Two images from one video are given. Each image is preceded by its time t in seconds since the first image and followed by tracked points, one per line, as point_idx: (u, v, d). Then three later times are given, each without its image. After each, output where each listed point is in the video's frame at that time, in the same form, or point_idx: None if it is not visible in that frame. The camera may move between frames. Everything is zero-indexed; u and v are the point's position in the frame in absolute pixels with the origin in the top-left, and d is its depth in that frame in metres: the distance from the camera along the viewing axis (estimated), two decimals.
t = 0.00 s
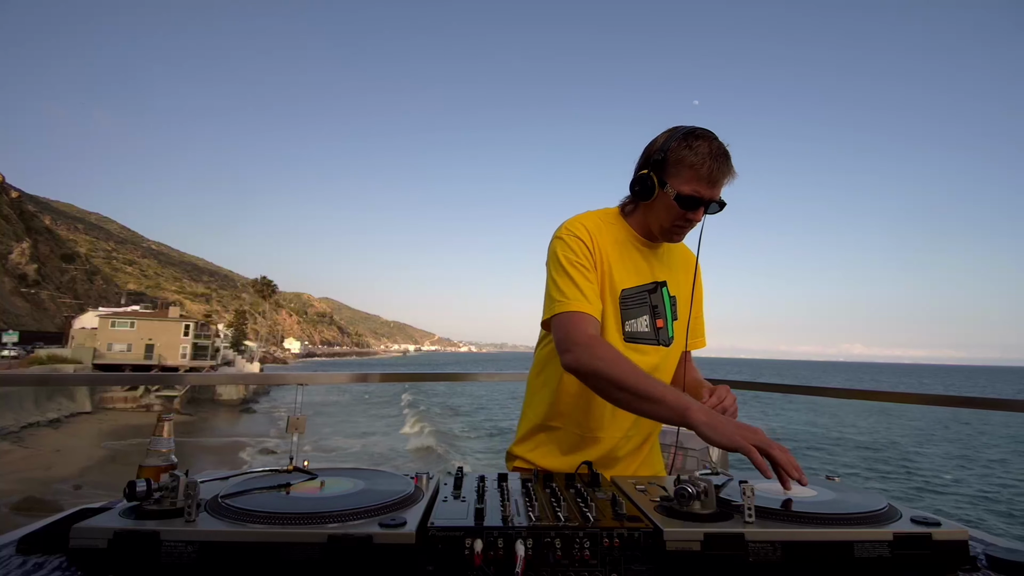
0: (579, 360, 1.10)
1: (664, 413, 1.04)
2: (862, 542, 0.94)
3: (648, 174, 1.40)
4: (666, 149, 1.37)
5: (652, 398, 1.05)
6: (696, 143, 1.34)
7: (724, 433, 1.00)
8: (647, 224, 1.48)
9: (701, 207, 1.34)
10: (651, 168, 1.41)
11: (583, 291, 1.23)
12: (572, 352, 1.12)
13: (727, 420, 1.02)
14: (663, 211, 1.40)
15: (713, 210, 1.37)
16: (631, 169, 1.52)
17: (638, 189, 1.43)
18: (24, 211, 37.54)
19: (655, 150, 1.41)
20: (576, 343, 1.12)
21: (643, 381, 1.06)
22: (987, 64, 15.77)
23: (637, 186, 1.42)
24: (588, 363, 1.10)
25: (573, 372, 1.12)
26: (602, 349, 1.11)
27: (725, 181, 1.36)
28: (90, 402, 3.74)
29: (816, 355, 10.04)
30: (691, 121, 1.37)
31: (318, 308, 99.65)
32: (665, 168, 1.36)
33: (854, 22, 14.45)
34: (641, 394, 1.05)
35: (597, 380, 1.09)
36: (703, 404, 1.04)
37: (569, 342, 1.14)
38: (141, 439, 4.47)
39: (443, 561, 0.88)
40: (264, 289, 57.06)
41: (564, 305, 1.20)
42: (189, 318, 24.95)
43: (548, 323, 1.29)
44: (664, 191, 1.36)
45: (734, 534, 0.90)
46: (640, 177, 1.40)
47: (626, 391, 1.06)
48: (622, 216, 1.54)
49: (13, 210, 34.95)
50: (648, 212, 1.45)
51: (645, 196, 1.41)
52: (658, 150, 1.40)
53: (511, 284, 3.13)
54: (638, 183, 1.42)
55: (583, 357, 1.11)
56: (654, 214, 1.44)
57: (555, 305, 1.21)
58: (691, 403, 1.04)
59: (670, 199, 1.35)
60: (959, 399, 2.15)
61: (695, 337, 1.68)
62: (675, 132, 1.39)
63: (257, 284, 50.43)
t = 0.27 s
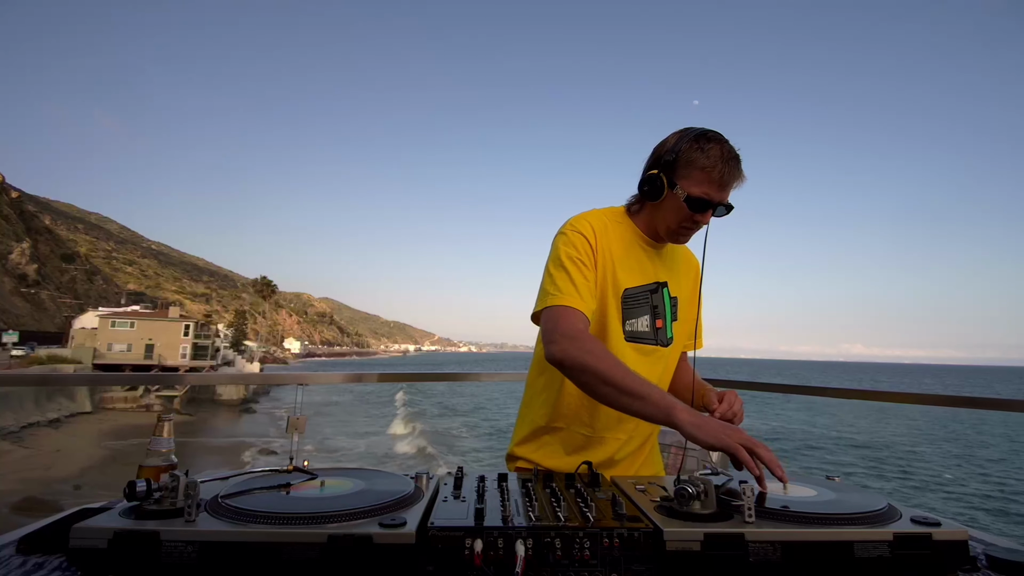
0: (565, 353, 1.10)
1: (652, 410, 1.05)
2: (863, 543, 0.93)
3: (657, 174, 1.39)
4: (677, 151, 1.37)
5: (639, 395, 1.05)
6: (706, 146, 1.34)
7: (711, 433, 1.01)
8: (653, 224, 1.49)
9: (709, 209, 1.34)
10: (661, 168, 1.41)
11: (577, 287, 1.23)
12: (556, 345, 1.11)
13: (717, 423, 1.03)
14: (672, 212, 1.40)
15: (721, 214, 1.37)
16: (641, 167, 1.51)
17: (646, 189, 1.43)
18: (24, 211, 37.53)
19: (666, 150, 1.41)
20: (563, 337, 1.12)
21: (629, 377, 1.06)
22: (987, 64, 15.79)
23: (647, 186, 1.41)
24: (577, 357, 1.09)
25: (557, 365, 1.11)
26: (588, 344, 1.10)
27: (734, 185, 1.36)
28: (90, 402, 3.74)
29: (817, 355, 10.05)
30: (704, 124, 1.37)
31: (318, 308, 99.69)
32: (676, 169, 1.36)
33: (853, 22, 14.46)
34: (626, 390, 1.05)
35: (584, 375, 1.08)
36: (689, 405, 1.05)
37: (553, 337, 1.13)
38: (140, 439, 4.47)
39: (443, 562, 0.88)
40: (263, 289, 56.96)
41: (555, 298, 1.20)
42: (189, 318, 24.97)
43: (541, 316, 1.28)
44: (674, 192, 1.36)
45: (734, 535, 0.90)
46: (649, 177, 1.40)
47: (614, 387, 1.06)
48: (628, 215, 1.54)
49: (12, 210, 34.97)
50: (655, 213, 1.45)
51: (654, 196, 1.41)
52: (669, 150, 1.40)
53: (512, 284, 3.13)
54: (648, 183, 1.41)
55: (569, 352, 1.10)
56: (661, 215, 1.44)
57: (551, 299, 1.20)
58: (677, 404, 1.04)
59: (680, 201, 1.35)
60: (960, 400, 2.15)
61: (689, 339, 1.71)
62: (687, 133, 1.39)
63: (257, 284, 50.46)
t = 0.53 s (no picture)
0: (571, 356, 1.09)
1: (659, 413, 1.03)
2: (862, 542, 0.94)
3: (665, 177, 1.40)
4: (685, 154, 1.36)
5: (645, 398, 1.04)
6: (715, 151, 1.34)
7: (720, 434, 1.01)
8: (659, 227, 1.50)
9: (716, 213, 1.34)
10: (669, 171, 1.40)
11: (583, 290, 1.23)
12: (563, 349, 1.11)
13: (726, 425, 1.02)
14: (678, 215, 1.40)
15: (727, 219, 1.37)
16: (648, 169, 1.51)
17: (653, 192, 1.43)
18: (24, 211, 37.53)
19: (675, 153, 1.41)
20: (569, 340, 1.11)
21: (636, 382, 1.05)
22: (986, 64, 15.80)
23: (654, 188, 1.42)
24: (583, 361, 1.08)
25: (564, 369, 1.10)
26: (594, 348, 1.10)
27: (742, 189, 1.36)
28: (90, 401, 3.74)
29: (817, 355, 10.05)
30: (714, 128, 1.37)
31: (318, 308, 99.71)
32: (683, 173, 1.36)
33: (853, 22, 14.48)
34: (633, 394, 1.05)
35: (591, 379, 1.08)
36: (698, 407, 1.04)
37: (559, 345, 1.12)
38: (141, 439, 4.46)
39: (443, 562, 0.88)
40: (263, 289, 56.93)
41: (560, 301, 1.19)
42: (189, 318, 24.98)
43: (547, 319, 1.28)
44: (681, 195, 1.36)
45: (733, 535, 0.90)
46: (657, 180, 1.41)
47: (621, 391, 1.05)
48: (633, 216, 1.55)
49: (13, 210, 35.00)
50: (662, 215, 1.46)
51: (661, 199, 1.42)
52: (677, 153, 1.40)
53: (512, 284, 3.13)
54: (655, 186, 1.42)
55: (574, 355, 1.10)
56: (668, 218, 1.44)
57: (557, 301, 1.20)
58: (686, 406, 1.04)
59: (686, 204, 1.35)
60: (961, 400, 2.15)
61: (691, 339, 1.73)
62: (696, 137, 1.39)
63: (257, 284, 50.48)
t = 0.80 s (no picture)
0: (602, 360, 1.09)
1: (696, 416, 1.03)
2: (862, 542, 0.93)
3: (669, 176, 1.39)
4: (690, 153, 1.36)
5: (681, 400, 1.03)
6: (718, 149, 1.34)
7: (757, 435, 1.01)
8: (662, 226, 1.50)
9: (721, 212, 1.35)
10: (673, 170, 1.40)
11: (601, 291, 1.22)
12: (593, 351, 1.10)
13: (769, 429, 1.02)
14: (682, 214, 1.40)
15: (731, 216, 1.38)
16: (651, 169, 1.51)
17: (658, 191, 1.42)
18: (24, 211, 37.54)
19: (679, 152, 1.41)
20: (597, 342, 1.11)
21: (672, 383, 1.05)
22: (986, 64, 15.81)
23: (658, 188, 1.41)
24: (613, 363, 1.08)
25: (593, 371, 1.10)
26: (621, 348, 1.10)
27: (745, 188, 1.36)
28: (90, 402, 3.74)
29: (817, 355, 10.05)
30: (717, 127, 1.37)
31: (318, 308, 99.72)
32: (688, 172, 1.36)
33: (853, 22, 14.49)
34: (667, 396, 1.04)
35: (622, 381, 1.07)
36: (734, 408, 1.04)
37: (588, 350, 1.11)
38: (141, 440, 4.46)
39: (443, 562, 0.88)
40: (263, 289, 56.94)
41: (581, 303, 1.19)
42: (189, 318, 24.98)
43: (562, 320, 1.27)
44: (685, 194, 1.36)
45: (735, 535, 0.90)
46: (660, 179, 1.40)
47: (653, 393, 1.05)
48: (637, 216, 1.54)
49: (12, 210, 34.99)
50: (664, 214, 1.46)
51: (666, 198, 1.41)
52: (680, 152, 1.40)
53: (511, 284, 3.13)
54: (659, 185, 1.41)
55: (604, 358, 1.09)
56: (671, 217, 1.44)
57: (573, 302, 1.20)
58: (722, 408, 1.03)
59: (691, 203, 1.35)
60: (961, 400, 2.15)
61: (692, 336, 1.74)
62: (699, 135, 1.39)
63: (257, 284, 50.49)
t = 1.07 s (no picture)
0: (605, 357, 1.08)
1: (699, 416, 1.03)
2: (861, 542, 0.94)
3: (671, 178, 1.39)
4: (693, 154, 1.36)
5: (683, 399, 1.03)
6: (722, 151, 1.34)
7: (764, 438, 1.00)
8: (664, 228, 1.50)
9: (723, 214, 1.35)
10: (675, 171, 1.40)
11: (604, 289, 1.23)
12: (597, 349, 1.10)
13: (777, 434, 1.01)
14: (685, 215, 1.40)
15: (734, 219, 1.38)
16: (654, 169, 1.51)
17: (660, 192, 1.42)
18: (24, 211, 37.50)
19: (682, 153, 1.40)
20: (602, 340, 1.10)
21: (679, 383, 1.04)
22: (986, 63, 15.81)
23: (661, 189, 1.41)
24: (617, 360, 1.08)
25: (597, 369, 1.09)
26: (627, 347, 1.09)
27: (748, 190, 1.36)
28: (89, 401, 3.73)
29: (817, 355, 10.05)
30: (721, 129, 1.37)
31: (318, 308, 99.71)
32: (691, 173, 1.36)
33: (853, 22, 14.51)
34: (670, 395, 1.04)
35: (627, 378, 1.07)
36: (738, 409, 1.04)
37: (590, 349, 1.11)
38: (141, 440, 4.47)
39: (442, 562, 0.88)
40: (263, 290, 56.99)
41: (585, 301, 1.19)
42: (189, 318, 24.97)
43: (565, 320, 1.27)
44: (688, 196, 1.36)
45: (734, 535, 0.90)
46: (663, 181, 1.40)
47: (657, 392, 1.05)
48: (638, 217, 1.55)
49: (12, 210, 35.00)
50: (667, 215, 1.46)
51: (667, 199, 1.41)
52: (684, 153, 1.40)
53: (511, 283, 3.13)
54: (661, 186, 1.41)
55: (606, 356, 1.09)
56: (674, 218, 1.44)
57: (577, 300, 1.20)
58: (727, 408, 1.03)
59: (694, 205, 1.36)
60: (961, 399, 2.15)
61: (691, 338, 1.75)
62: (703, 137, 1.39)
63: (258, 284, 50.49)
